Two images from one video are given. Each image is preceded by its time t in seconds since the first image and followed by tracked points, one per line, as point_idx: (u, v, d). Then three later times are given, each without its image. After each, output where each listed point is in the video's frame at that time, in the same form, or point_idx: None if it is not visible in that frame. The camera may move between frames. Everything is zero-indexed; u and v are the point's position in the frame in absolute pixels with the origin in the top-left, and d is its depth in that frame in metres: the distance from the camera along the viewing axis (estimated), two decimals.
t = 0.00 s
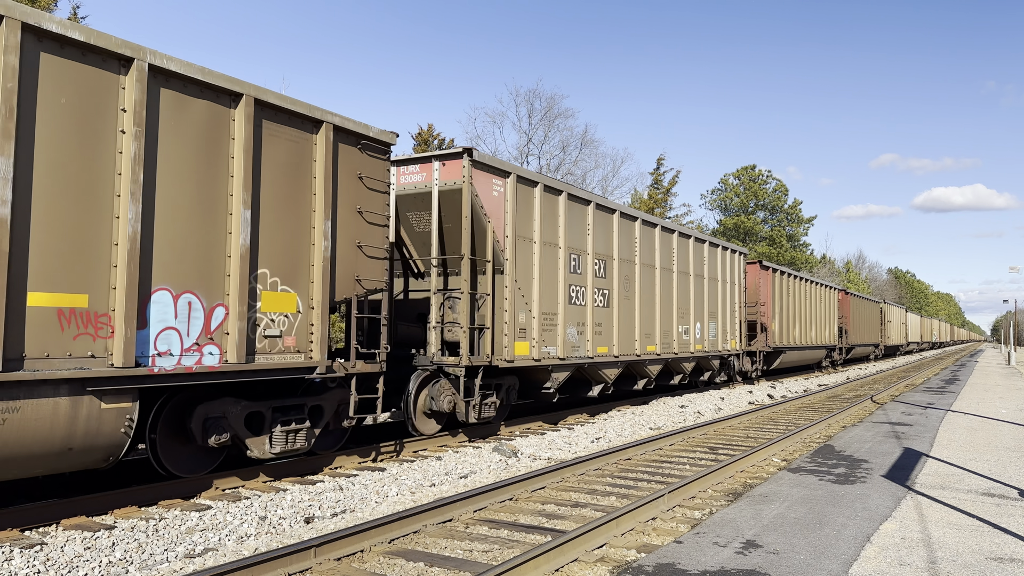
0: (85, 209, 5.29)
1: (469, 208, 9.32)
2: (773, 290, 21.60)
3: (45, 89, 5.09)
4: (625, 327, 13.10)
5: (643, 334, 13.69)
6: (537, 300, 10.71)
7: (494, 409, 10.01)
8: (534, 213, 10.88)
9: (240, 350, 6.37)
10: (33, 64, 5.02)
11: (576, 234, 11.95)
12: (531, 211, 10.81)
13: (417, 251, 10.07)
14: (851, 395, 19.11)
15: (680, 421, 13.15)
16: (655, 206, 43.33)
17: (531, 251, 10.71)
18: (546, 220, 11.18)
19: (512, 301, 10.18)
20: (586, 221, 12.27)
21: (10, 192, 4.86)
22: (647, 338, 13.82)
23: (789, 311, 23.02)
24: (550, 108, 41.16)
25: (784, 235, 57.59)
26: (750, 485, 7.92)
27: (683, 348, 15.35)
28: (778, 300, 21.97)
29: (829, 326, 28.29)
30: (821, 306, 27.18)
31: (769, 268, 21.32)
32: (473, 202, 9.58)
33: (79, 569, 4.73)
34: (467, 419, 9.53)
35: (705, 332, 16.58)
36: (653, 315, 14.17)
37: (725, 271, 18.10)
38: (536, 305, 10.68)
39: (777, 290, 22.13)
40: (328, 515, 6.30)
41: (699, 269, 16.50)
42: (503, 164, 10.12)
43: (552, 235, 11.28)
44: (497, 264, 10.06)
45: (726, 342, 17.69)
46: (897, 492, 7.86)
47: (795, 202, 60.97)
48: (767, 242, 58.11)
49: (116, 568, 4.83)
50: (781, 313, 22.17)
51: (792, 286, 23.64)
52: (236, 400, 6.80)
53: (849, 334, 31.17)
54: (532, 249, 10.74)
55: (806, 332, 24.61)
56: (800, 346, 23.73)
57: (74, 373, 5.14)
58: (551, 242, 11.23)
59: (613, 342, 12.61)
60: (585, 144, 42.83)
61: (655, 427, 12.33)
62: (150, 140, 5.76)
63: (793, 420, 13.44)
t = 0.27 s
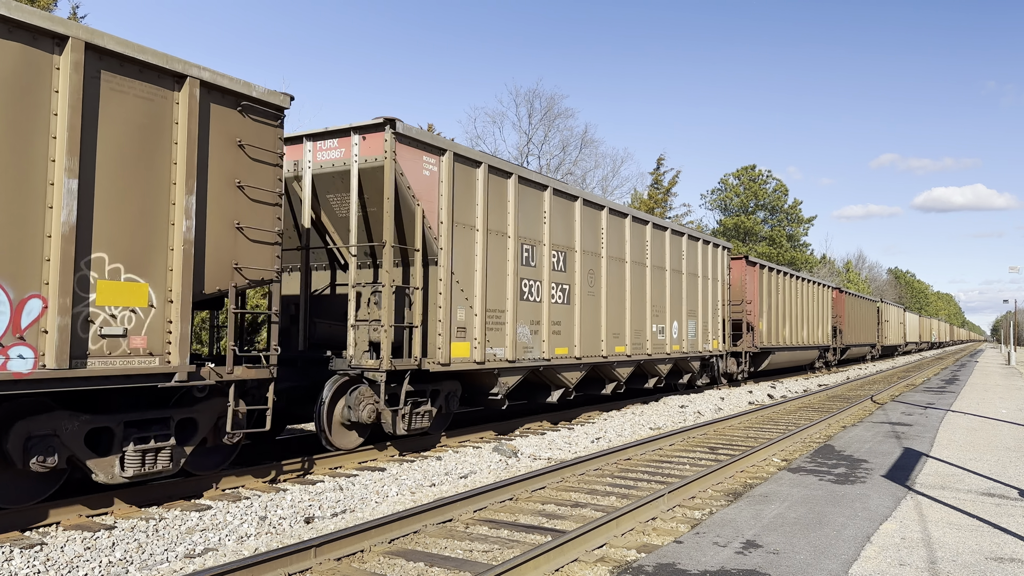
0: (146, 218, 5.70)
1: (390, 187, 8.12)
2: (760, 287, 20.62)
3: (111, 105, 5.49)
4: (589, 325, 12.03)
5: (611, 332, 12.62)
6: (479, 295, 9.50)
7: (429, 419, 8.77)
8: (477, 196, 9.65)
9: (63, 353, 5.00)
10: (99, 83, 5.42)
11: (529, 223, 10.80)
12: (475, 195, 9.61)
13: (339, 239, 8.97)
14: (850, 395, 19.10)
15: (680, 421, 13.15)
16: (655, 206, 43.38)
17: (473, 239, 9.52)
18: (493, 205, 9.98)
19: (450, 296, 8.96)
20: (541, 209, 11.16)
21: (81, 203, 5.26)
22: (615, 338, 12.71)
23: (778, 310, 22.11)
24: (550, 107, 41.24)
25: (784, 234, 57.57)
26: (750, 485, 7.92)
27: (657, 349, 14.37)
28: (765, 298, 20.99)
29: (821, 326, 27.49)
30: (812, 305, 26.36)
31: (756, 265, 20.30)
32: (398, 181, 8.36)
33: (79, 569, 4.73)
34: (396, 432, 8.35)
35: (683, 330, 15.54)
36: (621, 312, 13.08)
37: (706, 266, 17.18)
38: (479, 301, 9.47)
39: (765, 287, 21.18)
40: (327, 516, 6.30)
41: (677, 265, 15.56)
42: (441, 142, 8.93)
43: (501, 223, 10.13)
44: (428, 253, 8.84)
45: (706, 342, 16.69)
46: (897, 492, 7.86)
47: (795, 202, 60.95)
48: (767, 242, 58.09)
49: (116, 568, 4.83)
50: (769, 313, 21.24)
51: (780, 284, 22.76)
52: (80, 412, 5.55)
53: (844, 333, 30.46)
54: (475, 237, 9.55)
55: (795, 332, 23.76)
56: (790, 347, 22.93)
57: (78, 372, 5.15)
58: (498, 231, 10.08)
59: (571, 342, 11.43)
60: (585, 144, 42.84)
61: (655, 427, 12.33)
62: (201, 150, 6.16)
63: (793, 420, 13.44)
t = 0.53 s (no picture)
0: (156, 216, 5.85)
1: (282, 159, 6.92)
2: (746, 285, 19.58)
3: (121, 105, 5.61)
4: (542, 324, 10.91)
5: (570, 330, 11.56)
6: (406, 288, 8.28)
7: (342, 431, 7.70)
8: (402, 174, 8.39)
9: None
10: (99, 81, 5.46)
11: (470, 209, 9.57)
12: (401, 174, 8.38)
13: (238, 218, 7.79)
14: (850, 395, 19.10)
15: (681, 421, 13.15)
16: (655, 206, 43.44)
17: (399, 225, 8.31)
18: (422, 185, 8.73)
19: (365, 289, 7.75)
20: (485, 192, 9.92)
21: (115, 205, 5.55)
22: (578, 338, 11.79)
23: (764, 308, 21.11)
24: (550, 107, 41.33)
25: (784, 234, 57.57)
26: (750, 485, 7.92)
27: (628, 349, 13.30)
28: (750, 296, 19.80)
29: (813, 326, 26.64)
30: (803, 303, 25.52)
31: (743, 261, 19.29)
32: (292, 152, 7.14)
33: (79, 569, 4.73)
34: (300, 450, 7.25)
35: (655, 330, 14.42)
36: (582, 309, 11.99)
37: (687, 261, 16.06)
38: (403, 296, 8.25)
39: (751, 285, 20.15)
40: (328, 516, 6.30)
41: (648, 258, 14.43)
42: (353, 109, 7.69)
43: (430, 206, 8.84)
44: (338, 239, 7.62)
45: (683, 342, 15.68)
46: (897, 492, 7.86)
47: (795, 202, 60.93)
48: (767, 242, 58.08)
49: (116, 568, 4.83)
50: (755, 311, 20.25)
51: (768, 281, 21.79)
52: None
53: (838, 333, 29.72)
54: (400, 220, 8.32)
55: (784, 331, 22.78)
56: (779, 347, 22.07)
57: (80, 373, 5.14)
58: (431, 215, 8.86)
59: (526, 342, 10.47)
60: (585, 144, 42.86)
61: (655, 427, 12.33)
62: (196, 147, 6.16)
63: (793, 420, 13.44)
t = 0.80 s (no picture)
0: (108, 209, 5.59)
1: (129, 120, 5.67)
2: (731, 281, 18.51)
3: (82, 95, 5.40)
4: (490, 312, 9.68)
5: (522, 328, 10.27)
6: (307, 282, 6.89)
7: (224, 449, 6.52)
8: (302, 141, 6.99)
9: None
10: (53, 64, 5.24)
11: (394, 188, 8.10)
12: (336, 156, 7.39)
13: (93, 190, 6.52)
14: (850, 395, 19.11)
15: (681, 421, 13.15)
16: (655, 206, 43.45)
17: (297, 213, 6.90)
18: (325, 160, 7.26)
19: (247, 274, 6.39)
20: (415, 170, 8.49)
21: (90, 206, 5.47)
22: (530, 338, 10.45)
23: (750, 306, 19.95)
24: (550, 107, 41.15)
25: (784, 234, 57.58)
26: (750, 484, 7.92)
27: (592, 350, 11.93)
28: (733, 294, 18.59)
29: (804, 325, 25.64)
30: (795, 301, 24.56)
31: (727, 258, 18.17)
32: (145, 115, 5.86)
33: (79, 569, 4.73)
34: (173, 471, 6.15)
35: (625, 329, 12.97)
36: (537, 305, 10.65)
37: (650, 252, 14.08)
38: (301, 290, 6.84)
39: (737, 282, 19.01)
40: (328, 516, 6.30)
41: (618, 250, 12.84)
42: (232, 64, 6.32)
43: (341, 183, 7.42)
44: (213, 220, 6.33)
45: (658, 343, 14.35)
46: (897, 492, 7.86)
47: (795, 202, 60.92)
48: (767, 242, 58.08)
49: (116, 568, 4.83)
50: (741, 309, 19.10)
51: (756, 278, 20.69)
52: None
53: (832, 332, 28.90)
54: (297, 198, 6.90)
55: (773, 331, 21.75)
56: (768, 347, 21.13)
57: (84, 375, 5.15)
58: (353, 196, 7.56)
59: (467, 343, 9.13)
60: (585, 144, 42.85)
61: (655, 427, 12.33)
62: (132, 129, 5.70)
63: (793, 420, 13.44)
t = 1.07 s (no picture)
0: None
1: None
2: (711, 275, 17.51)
3: None
4: (418, 303, 8.39)
5: (460, 325, 9.07)
6: (325, 288, 7.09)
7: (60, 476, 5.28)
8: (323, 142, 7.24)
9: None
10: None
11: (305, 165, 7.03)
12: (295, 147, 6.93)
13: None
14: (850, 395, 19.12)
15: (681, 421, 13.16)
16: (654, 206, 43.46)
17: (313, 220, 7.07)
18: (346, 167, 7.51)
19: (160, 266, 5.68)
20: (443, 179, 8.99)
21: None
22: (471, 337, 9.25)
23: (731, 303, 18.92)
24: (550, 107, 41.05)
25: (784, 234, 57.59)
26: (750, 485, 7.92)
27: (548, 351, 10.83)
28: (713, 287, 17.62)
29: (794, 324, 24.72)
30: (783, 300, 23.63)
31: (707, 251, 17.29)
32: None
33: (79, 569, 4.73)
34: None
35: (589, 328, 11.88)
36: (480, 299, 9.47)
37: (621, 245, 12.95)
38: (161, 280, 5.60)
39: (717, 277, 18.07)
40: (327, 516, 6.30)
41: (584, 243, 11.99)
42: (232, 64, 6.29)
43: (367, 191, 7.77)
44: (32, 193, 5.03)
45: (629, 343, 13.28)
46: (897, 492, 7.86)
47: (795, 201, 60.93)
48: (767, 242, 58.08)
49: (116, 568, 4.83)
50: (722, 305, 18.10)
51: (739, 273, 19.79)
52: None
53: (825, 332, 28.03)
54: (320, 204, 7.13)
55: (758, 328, 20.78)
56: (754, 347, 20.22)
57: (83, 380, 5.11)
58: (380, 202, 7.92)
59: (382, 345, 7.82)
60: (585, 144, 42.84)
61: (655, 427, 12.33)
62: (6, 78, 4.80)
63: (793, 420, 13.44)
